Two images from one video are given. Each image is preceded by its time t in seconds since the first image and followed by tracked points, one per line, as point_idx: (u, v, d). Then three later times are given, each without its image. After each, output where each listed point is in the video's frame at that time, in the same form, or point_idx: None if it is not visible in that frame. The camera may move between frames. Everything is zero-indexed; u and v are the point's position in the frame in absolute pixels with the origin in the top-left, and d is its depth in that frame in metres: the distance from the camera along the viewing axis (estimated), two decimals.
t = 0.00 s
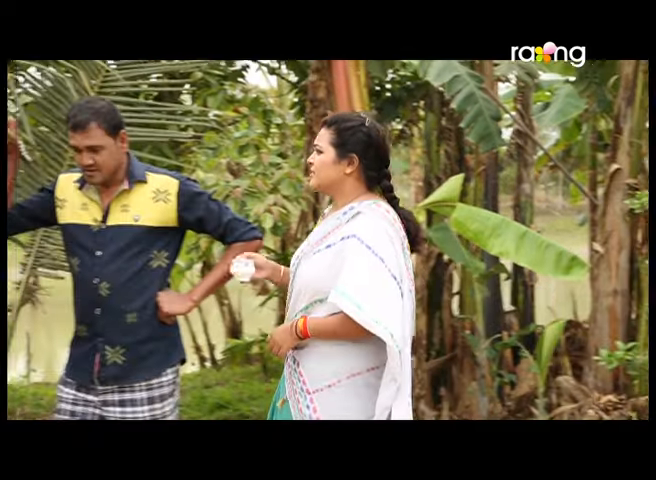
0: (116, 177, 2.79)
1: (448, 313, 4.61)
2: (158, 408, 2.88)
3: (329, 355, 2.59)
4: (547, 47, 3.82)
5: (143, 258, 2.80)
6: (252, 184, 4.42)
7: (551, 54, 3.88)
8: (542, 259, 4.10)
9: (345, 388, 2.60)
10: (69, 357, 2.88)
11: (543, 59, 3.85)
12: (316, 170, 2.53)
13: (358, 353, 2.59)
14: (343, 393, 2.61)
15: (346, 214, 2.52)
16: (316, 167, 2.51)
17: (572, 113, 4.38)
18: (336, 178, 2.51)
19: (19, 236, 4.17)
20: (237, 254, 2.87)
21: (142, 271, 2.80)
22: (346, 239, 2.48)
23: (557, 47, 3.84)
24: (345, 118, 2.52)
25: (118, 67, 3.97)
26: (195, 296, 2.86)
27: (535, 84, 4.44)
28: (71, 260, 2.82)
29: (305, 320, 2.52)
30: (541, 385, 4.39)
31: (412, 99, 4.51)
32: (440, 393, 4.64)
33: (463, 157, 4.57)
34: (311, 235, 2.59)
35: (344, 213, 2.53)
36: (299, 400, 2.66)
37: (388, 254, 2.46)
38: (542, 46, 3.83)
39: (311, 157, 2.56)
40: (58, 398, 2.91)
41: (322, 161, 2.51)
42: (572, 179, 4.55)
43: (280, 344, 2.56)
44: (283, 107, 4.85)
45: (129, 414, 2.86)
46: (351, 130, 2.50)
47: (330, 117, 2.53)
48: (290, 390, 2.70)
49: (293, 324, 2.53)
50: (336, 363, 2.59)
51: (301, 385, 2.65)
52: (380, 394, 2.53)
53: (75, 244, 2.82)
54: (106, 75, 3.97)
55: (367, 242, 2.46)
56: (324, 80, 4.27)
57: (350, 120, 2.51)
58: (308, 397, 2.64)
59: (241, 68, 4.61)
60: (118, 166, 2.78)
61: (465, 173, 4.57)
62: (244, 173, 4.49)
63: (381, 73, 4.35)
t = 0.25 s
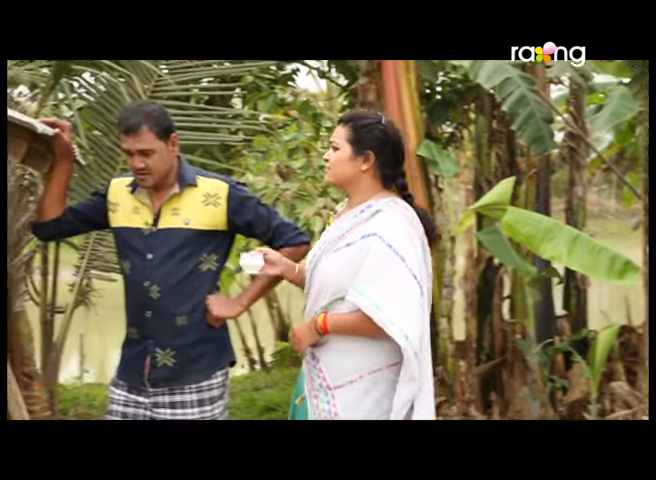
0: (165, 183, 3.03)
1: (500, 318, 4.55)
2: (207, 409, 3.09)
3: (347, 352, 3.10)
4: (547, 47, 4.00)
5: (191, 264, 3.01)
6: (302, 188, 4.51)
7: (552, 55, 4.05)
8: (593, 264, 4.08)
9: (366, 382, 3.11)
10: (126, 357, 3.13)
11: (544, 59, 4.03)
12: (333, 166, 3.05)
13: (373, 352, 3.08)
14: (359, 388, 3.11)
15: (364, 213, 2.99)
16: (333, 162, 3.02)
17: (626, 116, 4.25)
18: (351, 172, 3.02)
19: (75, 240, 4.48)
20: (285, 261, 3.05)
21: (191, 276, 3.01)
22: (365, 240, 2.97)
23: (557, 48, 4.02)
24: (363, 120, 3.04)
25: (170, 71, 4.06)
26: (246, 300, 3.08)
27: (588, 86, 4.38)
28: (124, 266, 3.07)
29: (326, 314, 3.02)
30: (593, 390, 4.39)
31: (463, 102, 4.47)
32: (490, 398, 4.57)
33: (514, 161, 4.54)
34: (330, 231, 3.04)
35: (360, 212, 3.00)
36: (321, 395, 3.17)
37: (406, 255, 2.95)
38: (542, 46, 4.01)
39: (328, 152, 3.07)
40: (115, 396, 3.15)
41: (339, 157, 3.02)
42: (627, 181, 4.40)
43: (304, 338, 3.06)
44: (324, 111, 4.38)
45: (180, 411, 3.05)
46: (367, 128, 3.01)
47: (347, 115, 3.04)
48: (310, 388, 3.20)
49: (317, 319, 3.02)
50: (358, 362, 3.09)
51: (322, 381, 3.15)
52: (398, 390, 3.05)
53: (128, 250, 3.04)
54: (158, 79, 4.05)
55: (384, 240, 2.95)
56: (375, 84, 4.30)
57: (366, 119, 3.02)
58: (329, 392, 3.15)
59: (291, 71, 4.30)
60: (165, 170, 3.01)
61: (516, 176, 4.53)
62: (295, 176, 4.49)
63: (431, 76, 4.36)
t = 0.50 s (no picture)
0: (212, 185, 2.82)
1: (549, 322, 4.49)
2: (255, 411, 2.88)
3: (381, 354, 2.61)
4: (547, 47, 3.89)
5: (240, 263, 2.81)
6: (350, 189, 4.44)
7: (552, 55, 3.97)
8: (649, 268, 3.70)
9: (401, 386, 2.61)
10: (167, 361, 2.90)
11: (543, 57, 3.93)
12: (359, 167, 2.60)
13: (411, 350, 2.60)
14: (395, 390, 2.62)
15: (393, 212, 2.55)
16: (358, 164, 2.57)
17: None
18: (378, 173, 2.57)
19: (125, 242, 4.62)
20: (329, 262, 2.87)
21: (240, 276, 2.81)
22: (395, 238, 2.51)
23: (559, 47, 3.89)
24: (389, 118, 2.59)
25: (219, 74, 4.03)
26: (293, 304, 2.85)
27: (641, 86, 4.33)
28: (170, 266, 2.86)
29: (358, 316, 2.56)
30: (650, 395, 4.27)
31: (513, 103, 4.38)
32: (540, 401, 4.55)
33: (565, 162, 4.47)
34: (358, 232, 2.60)
35: (389, 211, 2.56)
36: (351, 398, 2.67)
37: (440, 252, 2.49)
38: (542, 47, 3.91)
39: (353, 154, 2.62)
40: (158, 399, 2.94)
41: (365, 157, 2.57)
42: None
43: (335, 340, 2.61)
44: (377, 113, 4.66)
45: (227, 416, 2.86)
46: (393, 127, 2.57)
47: (373, 115, 2.60)
48: (340, 391, 2.70)
49: (348, 322, 2.57)
50: (391, 361, 2.60)
51: (353, 383, 2.66)
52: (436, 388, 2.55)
53: (175, 249, 2.85)
54: (208, 82, 4.03)
55: (417, 238, 2.49)
56: (423, 85, 3.90)
57: (392, 118, 2.57)
58: (361, 395, 2.65)
59: (339, 74, 4.64)
60: (216, 171, 2.80)
61: (567, 178, 4.47)
62: (342, 178, 4.51)
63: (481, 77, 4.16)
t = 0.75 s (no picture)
0: (246, 185, 2.82)
1: (586, 323, 4.46)
2: (289, 411, 2.88)
3: (406, 356, 2.57)
4: (547, 47, 3.59)
5: (274, 264, 2.82)
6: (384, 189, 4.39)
7: (552, 54, 3.65)
8: None
9: (428, 386, 2.58)
10: (202, 361, 2.91)
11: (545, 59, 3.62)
12: (381, 167, 2.53)
13: (438, 351, 2.56)
14: (423, 390, 2.58)
15: (416, 211, 2.48)
16: (381, 164, 2.51)
17: None
18: (401, 174, 2.50)
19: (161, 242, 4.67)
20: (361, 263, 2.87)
21: (274, 276, 2.82)
22: (418, 238, 2.45)
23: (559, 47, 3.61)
24: (410, 117, 2.51)
25: (254, 74, 4.05)
26: (326, 304, 2.83)
27: None
28: (204, 266, 2.87)
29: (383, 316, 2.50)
30: None
31: (549, 103, 4.36)
32: (577, 403, 4.55)
33: (604, 162, 4.31)
34: (382, 232, 2.54)
35: (413, 210, 2.49)
36: (379, 400, 2.64)
37: (464, 250, 2.43)
38: (542, 46, 3.59)
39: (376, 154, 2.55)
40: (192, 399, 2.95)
41: (386, 158, 2.50)
42: None
43: (360, 340, 2.57)
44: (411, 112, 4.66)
45: (261, 417, 2.86)
46: (415, 126, 2.49)
47: (395, 114, 2.52)
48: (368, 393, 2.67)
49: (374, 322, 2.52)
50: (418, 362, 2.57)
51: (380, 385, 2.63)
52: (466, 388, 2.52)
53: (209, 250, 2.86)
54: (243, 83, 4.05)
55: (441, 237, 2.42)
56: (460, 85, 3.88)
57: (413, 117, 2.49)
58: (389, 397, 2.62)
59: (374, 75, 4.67)
60: (251, 170, 2.79)
61: (605, 179, 4.31)
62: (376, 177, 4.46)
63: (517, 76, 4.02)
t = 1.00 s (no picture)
0: (269, 184, 2.83)
1: (609, 324, 4.42)
2: (308, 410, 2.90)
3: (422, 359, 2.55)
4: (546, 47, 3.49)
5: (294, 264, 2.82)
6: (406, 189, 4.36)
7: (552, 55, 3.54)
8: None
9: (447, 388, 2.56)
10: (222, 361, 2.92)
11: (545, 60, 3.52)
12: (396, 169, 2.53)
13: (456, 352, 2.54)
14: (443, 392, 2.57)
15: (432, 212, 2.46)
16: (396, 167, 2.50)
17: None
18: (415, 177, 2.49)
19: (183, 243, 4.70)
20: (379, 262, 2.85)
21: (294, 276, 2.82)
22: (434, 239, 2.42)
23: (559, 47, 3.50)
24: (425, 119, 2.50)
25: (278, 75, 4.08)
26: (347, 303, 2.79)
27: None
28: (225, 266, 2.87)
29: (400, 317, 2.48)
30: None
31: (574, 103, 4.32)
32: (599, 404, 4.49)
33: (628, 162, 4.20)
34: (399, 234, 2.52)
35: (428, 212, 2.47)
36: (399, 404, 2.62)
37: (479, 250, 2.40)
38: (541, 46, 3.50)
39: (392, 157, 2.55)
40: (212, 398, 2.96)
41: (401, 160, 2.49)
42: None
43: (376, 341, 2.55)
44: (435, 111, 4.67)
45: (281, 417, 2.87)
46: (429, 128, 2.47)
47: (409, 117, 2.51)
48: (388, 396, 2.66)
49: (391, 323, 2.49)
50: (436, 365, 2.54)
51: (400, 389, 2.61)
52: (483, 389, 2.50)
53: (229, 250, 2.86)
54: (267, 83, 4.08)
55: (456, 237, 2.39)
56: (483, 85, 3.87)
57: (428, 119, 2.48)
58: (409, 401, 2.60)
59: (398, 75, 4.63)
60: (275, 169, 2.81)
61: (629, 179, 4.19)
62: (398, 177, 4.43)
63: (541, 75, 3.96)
